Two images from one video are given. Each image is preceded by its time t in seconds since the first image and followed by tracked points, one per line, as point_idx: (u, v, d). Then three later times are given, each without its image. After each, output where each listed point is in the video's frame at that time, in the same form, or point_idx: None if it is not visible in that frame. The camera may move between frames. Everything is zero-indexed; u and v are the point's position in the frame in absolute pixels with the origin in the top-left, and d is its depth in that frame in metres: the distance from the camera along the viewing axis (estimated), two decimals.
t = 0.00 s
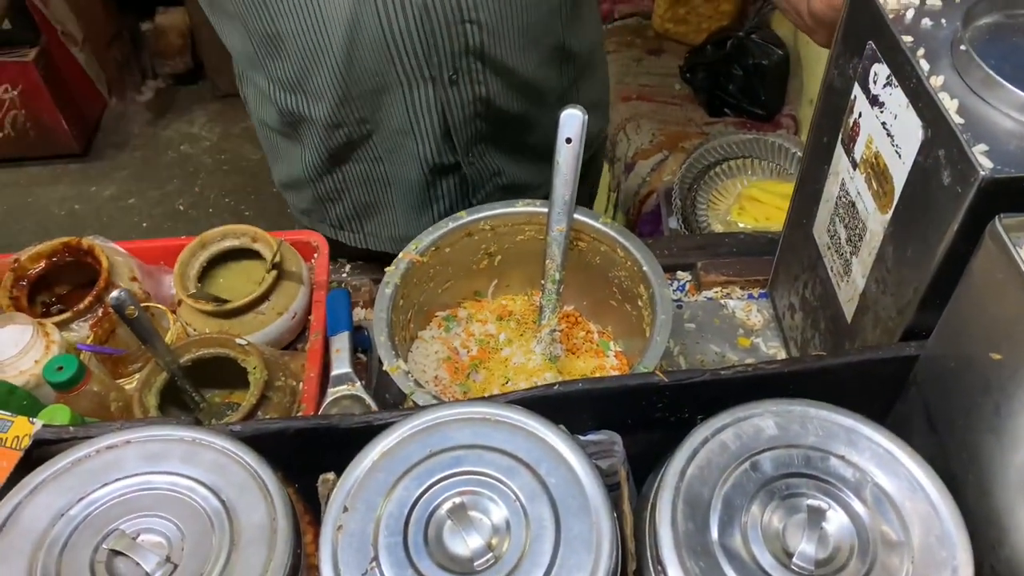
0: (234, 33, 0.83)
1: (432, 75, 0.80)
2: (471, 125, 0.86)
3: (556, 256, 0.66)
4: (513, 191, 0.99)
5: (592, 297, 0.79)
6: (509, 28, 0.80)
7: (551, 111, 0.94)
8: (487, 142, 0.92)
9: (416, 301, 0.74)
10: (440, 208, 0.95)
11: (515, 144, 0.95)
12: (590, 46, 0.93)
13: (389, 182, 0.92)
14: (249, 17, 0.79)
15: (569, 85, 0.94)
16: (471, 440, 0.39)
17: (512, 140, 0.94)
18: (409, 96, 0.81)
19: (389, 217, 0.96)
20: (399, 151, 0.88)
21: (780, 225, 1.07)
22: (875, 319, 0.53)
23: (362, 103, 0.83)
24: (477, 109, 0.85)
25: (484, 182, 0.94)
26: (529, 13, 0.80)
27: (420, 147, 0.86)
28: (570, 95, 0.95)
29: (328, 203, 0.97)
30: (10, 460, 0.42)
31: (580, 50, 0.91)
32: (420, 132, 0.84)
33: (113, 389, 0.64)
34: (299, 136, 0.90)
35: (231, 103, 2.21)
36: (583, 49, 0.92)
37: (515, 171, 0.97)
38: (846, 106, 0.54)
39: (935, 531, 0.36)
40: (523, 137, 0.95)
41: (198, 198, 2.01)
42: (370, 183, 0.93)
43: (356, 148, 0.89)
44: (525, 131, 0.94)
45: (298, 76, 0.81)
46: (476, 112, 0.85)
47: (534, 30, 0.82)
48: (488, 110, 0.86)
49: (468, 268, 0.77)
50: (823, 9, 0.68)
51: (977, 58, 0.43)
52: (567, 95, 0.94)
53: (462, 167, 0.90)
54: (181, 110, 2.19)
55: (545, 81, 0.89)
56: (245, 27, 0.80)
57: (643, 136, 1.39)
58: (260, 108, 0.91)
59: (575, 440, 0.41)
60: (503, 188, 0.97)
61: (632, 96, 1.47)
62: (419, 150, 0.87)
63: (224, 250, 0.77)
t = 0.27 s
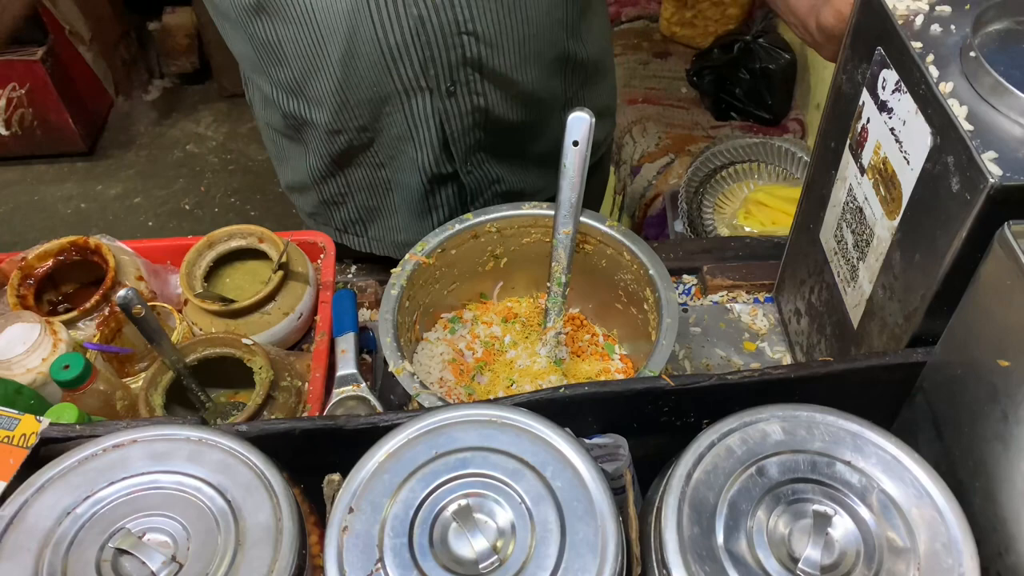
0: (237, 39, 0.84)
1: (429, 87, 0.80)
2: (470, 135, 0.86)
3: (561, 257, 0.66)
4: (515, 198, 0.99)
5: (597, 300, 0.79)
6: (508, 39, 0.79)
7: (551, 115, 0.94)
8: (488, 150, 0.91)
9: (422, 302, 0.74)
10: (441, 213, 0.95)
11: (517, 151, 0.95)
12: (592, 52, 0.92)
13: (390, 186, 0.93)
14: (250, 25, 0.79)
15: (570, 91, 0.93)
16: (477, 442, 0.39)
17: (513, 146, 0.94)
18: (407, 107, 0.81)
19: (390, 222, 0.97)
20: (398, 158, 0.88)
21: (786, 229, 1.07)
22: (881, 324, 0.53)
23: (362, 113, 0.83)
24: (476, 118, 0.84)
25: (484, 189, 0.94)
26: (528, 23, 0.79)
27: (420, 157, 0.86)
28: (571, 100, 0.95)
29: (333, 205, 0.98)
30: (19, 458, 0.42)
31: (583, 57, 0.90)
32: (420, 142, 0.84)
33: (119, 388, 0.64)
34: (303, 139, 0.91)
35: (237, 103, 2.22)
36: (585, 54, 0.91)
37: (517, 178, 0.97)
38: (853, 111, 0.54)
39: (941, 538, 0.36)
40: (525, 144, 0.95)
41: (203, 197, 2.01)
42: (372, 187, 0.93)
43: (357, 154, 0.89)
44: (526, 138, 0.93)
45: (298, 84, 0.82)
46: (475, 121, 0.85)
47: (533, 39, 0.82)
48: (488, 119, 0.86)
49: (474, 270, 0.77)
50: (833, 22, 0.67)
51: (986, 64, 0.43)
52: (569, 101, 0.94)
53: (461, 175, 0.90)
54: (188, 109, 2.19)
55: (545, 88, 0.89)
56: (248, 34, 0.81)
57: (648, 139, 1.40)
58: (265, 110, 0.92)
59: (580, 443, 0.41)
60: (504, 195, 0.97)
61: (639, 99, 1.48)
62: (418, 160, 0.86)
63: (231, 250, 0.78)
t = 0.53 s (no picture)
0: (244, 31, 0.85)
1: (426, 86, 0.79)
2: (468, 136, 0.86)
3: (567, 257, 0.65)
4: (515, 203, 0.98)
5: (603, 301, 0.79)
6: (506, 40, 0.79)
7: (552, 121, 0.93)
8: (488, 153, 0.91)
9: (427, 302, 0.74)
10: (440, 216, 0.94)
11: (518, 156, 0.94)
12: (598, 60, 0.91)
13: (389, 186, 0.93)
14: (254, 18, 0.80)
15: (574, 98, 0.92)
16: (483, 442, 0.39)
17: (513, 151, 0.93)
18: (404, 105, 0.81)
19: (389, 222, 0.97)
20: (397, 157, 0.88)
21: (792, 230, 1.06)
22: (889, 326, 0.52)
23: (359, 109, 0.83)
24: (474, 120, 0.84)
25: (484, 194, 0.94)
26: (527, 26, 0.79)
27: (417, 156, 0.85)
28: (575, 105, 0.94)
29: (334, 202, 0.98)
30: (24, 456, 0.44)
31: (586, 63, 0.89)
32: (416, 142, 0.84)
33: (124, 387, 0.64)
34: (305, 135, 0.92)
35: (243, 102, 2.22)
36: (590, 61, 0.90)
37: (517, 183, 0.96)
38: (862, 112, 0.53)
39: (950, 542, 0.35)
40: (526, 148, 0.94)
41: (208, 196, 2.01)
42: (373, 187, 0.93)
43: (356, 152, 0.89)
44: (526, 142, 0.93)
45: (298, 78, 0.82)
46: (472, 122, 0.84)
47: (533, 43, 0.81)
48: (486, 121, 0.85)
49: (479, 270, 0.77)
50: (841, 19, 0.67)
51: (997, 65, 0.43)
52: (571, 107, 0.93)
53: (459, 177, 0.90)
54: (193, 108, 2.20)
55: (546, 92, 0.88)
56: (253, 26, 0.82)
57: (654, 140, 1.40)
58: (270, 105, 0.93)
59: (587, 444, 0.41)
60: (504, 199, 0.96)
61: (645, 100, 1.49)
62: (416, 159, 0.86)
63: (236, 249, 0.78)
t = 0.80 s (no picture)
0: (247, 23, 0.85)
1: (425, 82, 0.79)
2: (466, 134, 0.85)
3: (572, 257, 0.65)
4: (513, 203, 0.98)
5: (608, 301, 0.79)
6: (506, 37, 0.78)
7: (554, 120, 0.93)
8: (486, 151, 0.90)
9: (432, 303, 0.74)
10: (437, 215, 0.93)
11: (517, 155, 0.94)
12: (601, 61, 0.91)
13: (387, 184, 0.92)
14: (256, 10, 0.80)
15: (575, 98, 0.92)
16: (488, 444, 0.39)
17: (512, 150, 0.93)
18: (402, 102, 0.80)
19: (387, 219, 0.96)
20: (394, 154, 0.88)
21: (797, 230, 1.06)
22: (897, 327, 0.52)
23: (358, 104, 0.82)
24: (472, 117, 0.83)
25: (482, 192, 0.93)
26: (528, 23, 0.79)
27: (415, 152, 0.85)
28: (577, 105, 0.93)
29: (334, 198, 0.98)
30: (28, 457, 0.43)
31: (588, 64, 0.89)
32: (414, 138, 0.83)
33: (128, 388, 0.64)
34: (306, 129, 0.91)
35: (246, 101, 2.22)
36: (591, 62, 0.89)
37: (515, 182, 0.96)
38: (869, 112, 0.53)
39: (960, 545, 0.35)
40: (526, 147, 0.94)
41: (211, 196, 2.01)
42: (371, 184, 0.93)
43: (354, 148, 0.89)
44: (526, 141, 0.93)
45: (298, 70, 0.82)
46: (471, 119, 0.84)
47: (535, 41, 0.81)
48: (485, 118, 0.85)
49: (484, 270, 0.77)
50: (847, 22, 0.66)
51: (1006, 65, 0.43)
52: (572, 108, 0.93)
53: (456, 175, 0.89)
54: (196, 108, 2.20)
55: (547, 91, 0.87)
56: (256, 18, 0.82)
57: (659, 139, 1.40)
58: (272, 98, 0.93)
59: (592, 446, 0.40)
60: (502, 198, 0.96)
61: (650, 100, 1.49)
62: (413, 156, 0.85)
63: (240, 249, 0.77)
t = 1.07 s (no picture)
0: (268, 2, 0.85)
1: (445, 66, 0.77)
2: (482, 123, 0.84)
3: (580, 258, 0.65)
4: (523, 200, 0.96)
5: (615, 302, 0.78)
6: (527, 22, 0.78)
7: (567, 116, 0.92)
8: (501, 144, 0.89)
9: (438, 303, 0.74)
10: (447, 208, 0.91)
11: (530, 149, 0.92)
12: (615, 57, 0.91)
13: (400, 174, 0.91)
14: None
15: (589, 93, 0.91)
16: (496, 448, 0.39)
17: (525, 144, 0.92)
18: (420, 87, 0.79)
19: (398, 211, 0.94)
20: (409, 143, 0.86)
21: (804, 230, 1.05)
22: (907, 328, 0.52)
23: (376, 87, 0.81)
24: (489, 105, 0.82)
25: (495, 186, 0.92)
26: (550, 10, 0.78)
27: (430, 142, 0.83)
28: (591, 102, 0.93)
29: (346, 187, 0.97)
30: (33, 461, 0.43)
31: (604, 60, 0.89)
32: (430, 127, 0.82)
33: (133, 390, 0.63)
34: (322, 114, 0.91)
35: (249, 101, 2.22)
36: (608, 58, 0.89)
37: (526, 177, 0.94)
38: (880, 112, 0.53)
39: (973, 549, 0.35)
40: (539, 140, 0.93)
41: (215, 196, 2.01)
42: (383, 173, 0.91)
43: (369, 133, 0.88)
44: (539, 134, 0.92)
45: (319, 49, 0.81)
46: (488, 108, 0.83)
47: (556, 30, 0.80)
48: (502, 108, 0.84)
49: (490, 271, 0.76)
50: (857, 20, 0.66)
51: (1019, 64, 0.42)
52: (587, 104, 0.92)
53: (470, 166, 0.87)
54: (200, 108, 2.20)
55: (562, 84, 0.87)
56: None
57: (664, 138, 1.40)
58: (289, 83, 0.93)
59: (601, 449, 0.40)
60: (514, 193, 0.94)
61: (654, 99, 1.48)
62: (428, 146, 0.83)
63: (245, 250, 0.77)
